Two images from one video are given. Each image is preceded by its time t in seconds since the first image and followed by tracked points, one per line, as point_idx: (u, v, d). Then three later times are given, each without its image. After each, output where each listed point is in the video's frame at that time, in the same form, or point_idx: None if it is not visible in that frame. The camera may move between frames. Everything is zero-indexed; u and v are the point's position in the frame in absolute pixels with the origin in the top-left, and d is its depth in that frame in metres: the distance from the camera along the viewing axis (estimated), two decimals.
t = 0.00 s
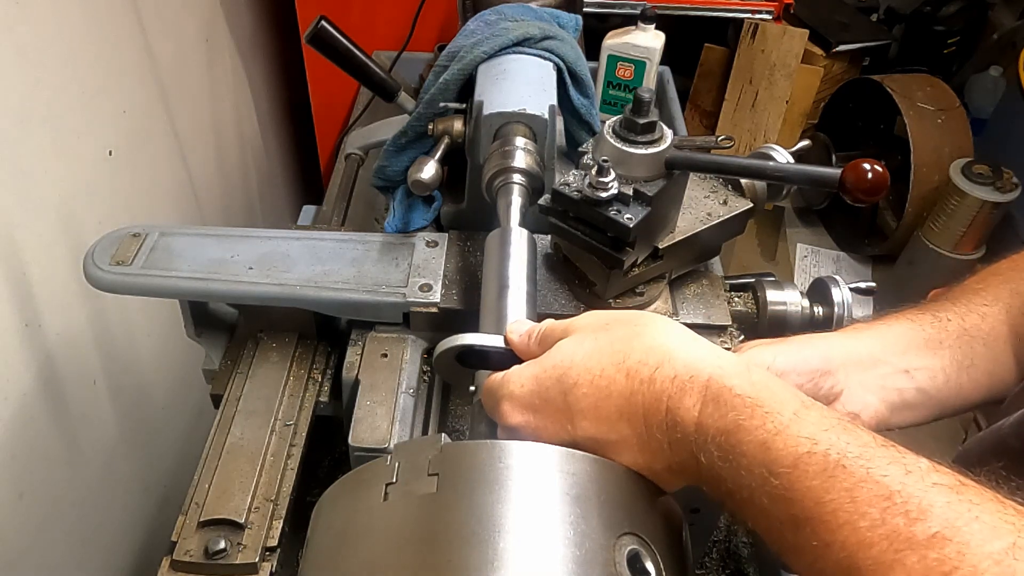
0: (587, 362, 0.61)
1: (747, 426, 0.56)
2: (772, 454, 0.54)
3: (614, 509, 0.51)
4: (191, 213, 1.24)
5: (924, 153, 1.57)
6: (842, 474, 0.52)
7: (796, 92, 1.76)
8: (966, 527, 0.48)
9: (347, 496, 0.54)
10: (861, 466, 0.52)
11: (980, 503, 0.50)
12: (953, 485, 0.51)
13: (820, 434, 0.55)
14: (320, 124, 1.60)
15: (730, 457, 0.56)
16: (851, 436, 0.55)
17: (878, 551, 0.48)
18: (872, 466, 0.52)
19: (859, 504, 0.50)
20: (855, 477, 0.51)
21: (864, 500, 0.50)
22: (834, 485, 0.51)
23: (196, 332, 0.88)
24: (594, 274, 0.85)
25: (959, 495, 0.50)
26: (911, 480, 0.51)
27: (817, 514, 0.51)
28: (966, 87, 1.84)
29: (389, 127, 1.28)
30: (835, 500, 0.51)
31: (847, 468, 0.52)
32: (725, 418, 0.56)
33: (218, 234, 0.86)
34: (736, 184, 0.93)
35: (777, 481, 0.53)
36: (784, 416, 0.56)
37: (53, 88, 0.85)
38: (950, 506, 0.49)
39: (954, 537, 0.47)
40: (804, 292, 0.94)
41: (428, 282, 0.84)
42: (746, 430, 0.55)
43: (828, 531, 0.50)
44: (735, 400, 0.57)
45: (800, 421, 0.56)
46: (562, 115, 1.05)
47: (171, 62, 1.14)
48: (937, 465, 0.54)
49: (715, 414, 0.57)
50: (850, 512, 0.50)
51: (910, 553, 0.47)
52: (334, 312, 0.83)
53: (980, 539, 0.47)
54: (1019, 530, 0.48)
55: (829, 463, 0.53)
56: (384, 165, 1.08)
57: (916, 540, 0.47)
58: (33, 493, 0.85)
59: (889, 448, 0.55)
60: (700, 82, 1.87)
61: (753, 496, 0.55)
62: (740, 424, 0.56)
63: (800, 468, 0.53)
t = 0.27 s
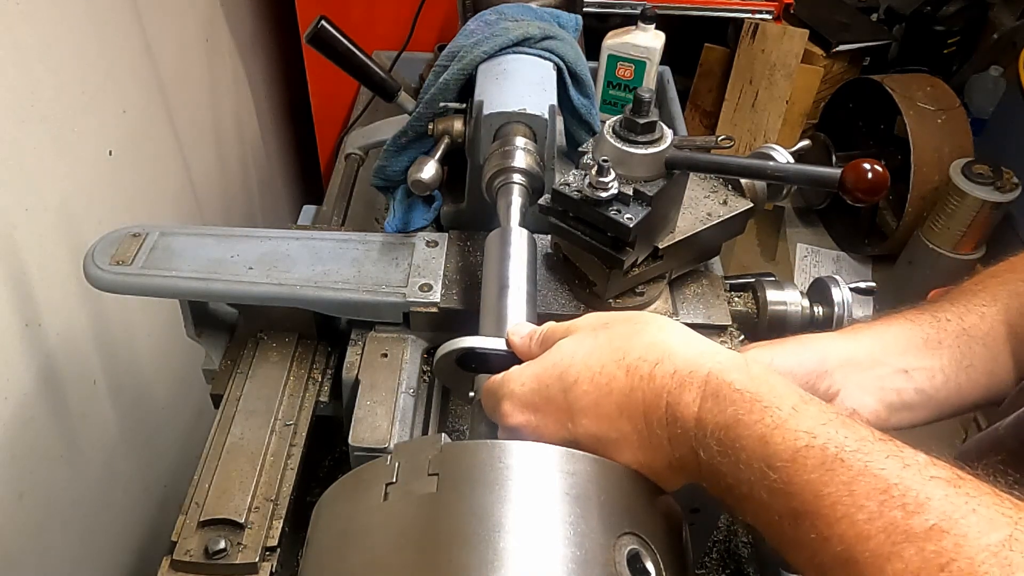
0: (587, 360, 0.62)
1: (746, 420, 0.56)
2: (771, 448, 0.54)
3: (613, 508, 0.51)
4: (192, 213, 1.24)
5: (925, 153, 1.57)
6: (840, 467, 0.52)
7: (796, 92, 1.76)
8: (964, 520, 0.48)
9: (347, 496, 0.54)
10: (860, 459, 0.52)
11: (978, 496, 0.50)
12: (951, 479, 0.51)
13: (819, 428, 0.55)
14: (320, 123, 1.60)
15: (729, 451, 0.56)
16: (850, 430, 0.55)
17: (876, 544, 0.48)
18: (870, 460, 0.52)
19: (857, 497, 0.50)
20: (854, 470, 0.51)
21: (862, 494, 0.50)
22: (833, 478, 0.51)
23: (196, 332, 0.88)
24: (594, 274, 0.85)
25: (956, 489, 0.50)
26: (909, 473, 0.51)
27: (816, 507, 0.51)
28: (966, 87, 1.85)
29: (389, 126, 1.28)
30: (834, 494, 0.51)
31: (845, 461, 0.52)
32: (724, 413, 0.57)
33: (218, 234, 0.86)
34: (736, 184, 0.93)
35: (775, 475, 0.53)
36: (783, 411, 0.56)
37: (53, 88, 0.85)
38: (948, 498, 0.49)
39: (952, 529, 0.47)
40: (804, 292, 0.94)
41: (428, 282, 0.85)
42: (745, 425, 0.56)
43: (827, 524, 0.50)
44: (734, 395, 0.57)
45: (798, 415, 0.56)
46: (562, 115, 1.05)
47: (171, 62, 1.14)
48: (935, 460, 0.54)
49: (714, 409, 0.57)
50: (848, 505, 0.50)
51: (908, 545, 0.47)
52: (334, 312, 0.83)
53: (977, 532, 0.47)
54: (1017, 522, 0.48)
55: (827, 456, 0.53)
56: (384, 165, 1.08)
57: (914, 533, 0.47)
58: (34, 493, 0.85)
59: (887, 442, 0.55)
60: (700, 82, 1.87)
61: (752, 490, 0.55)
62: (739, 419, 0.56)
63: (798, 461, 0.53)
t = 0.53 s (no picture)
0: (594, 357, 0.62)
1: (751, 415, 0.56)
2: (777, 443, 0.54)
3: (614, 508, 0.51)
4: (192, 213, 1.24)
5: (925, 153, 1.57)
6: (846, 462, 0.52)
7: (796, 92, 1.76)
8: (968, 514, 0.48)
9: (347, 497, 0.54)
10: (865, 454, 0.52)
11: (983, 492, 0.50)
12: (955, 474, 0.51)
13: (824, 424, 0.55)
14: (320, 123, 1.60)
15: (735, 447, 0.56)
16: (855, 427, 0.55)
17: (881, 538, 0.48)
18: (875, 455, 0.52)
19: (862, 492, 0.50)
20: (859, 465, 0.51)
21: (867, 489, 0.50)
22: (838, 473, 0.51)
23: (196, 333, 0.88)
24: (594, 274, 0.85)
25: (961, 484, 0.50)
26: (914, 468, 0.51)
27: (822, 502, 0.51)
28: (966, 87, 1.85)
29: (389, 126, 1.28)
30: (839, 488, 0.51)
31: (851, 456, 0.52)
32: (730, 408, 0.57)
33: (218, 234, 0.86)
34: (736, 184, 0.93)
35: (780, 470, 0.53)
36: (788, 406, 0.56)
37: (53, 88, 0.85)
38: (953, 494, 0.49)
39: (957, 523, 0.47)
40: (804, 292, 0.94)
41: (428, 282, 0.85)
42: (751, 420, 0.56)
43: (832, 518, 0.50)
44: (740, 391, 0.57)
45: (804, 411, 0.56)
46: (562, 115, 1.05)
47: (171, 61, 1.14)
48: (940, 456, 0.54)
49: (720, 404, 0.57)
50: (853, 500, 0.50)
51: (913, 540, 0.47)
52: (335, 312, 0.83)
53: (982, 526, 0.47)
54: (1021, 517, 0.48)
55: (833, 452, 0.53)
56: (384, 165, 1.08)
57: (919, 527, 0.47)
58: (34, 493, 0.85)
59: (892, 438, 0.55)
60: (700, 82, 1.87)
61: (757, 485, 0.55)
62: (745, 414, 0.56)
63: (804, 456, 0.53)
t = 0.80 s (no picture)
0: (599, 352, 0.62)
1: (756, 411, 0.56)
2: (781, 439, 0.54)
3: (614, 508, 0.51)
4: (192, 213, 1.24)
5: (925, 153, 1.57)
6: (850, 458, 0.52)
7: (796, 92, 1.76)
8: (972, 510, 0.47)
9: (347, 497, 0.54)
10: (869, 451, 0.52)
11: (986, 489, 0.50)
12: (959, 471, 0.51)
13: (829, 420, 0.55)
14: (320, 124, 1.60)
15: (739, 443, 0.56)
16: (859, 423, 0.55)
17: (884, 534, 0.48)
18: (879, 452, 0.52)
19: (866, 488, 0.50)
20: (863, 461, 0.51)
21: (871, 485, 0.50)
22: (842, 469, 0.51)
23: (196, 333, 0.88)
24: (594, 274, 0.85)
25: (964, 481, 0.50)
26: (918, 465, 0.51)
27: (825, 497, 0.51)
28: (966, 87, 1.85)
29: (389, 126, 1.28)
30: (842, 484, 0.51)
31: (855, 453, 0.52)
32: (735, 403, 0.57)
33: (219, 234, 0.86)
34: (736, 184, 0.93)
35: (784, 466, 0.54)
36: (793, 402, 0.56)
37: (53, 88, 0.85)
38: (956, 490, 0.49)
39: (960, 519, 0.47)
40: (804, 293, 0.94)
41: (428, 282, 0.84)
42: (756, 416, 0.56)
43: (836, 514, 0.50)
44: (745, 386, 0.58)
45: (808, 407, 0.56)
46: (562, 115, 1.05)
47: (171, 61, 1.14)
48: (943, 454, 0.54)
49: (725, 400, 0.57)
50: (857, 496, 0.50)
51: (916, 535, 0.47)
52: (335, 312, 0.83)
53: (985, 522, 0.46)
54: None
55: (837, 448, 0.53)
56: (384, 165, 1.08)
57: (922, 523, 0.47)
58: (34, 493, 0.85)
59: (896, 435, 0.55)
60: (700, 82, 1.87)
61: (762, 480, 0.55)
62: (750, 410, 0.56)
63: (808, 452, 0.53)
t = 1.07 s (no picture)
0: (598, 353, 0.62)
1: (755, 415, 0.56)
2: (779, 443, 0.54)
3: (614, 509, 0.51)
4: (191, 212, 1.24)
5: (925, 153, 1.57)
6: (848, 463, 0.52)
7: (796, 92, 1.76)
8: (970, 517, 0.48)
9: (347, 497, 0.54)
10: (867, 456, 0.52)
11: (984, 496, 0.50)
12: (957, 477, 0.51)
13: (827, 425, 0.55)
14: (320, 124, 1.60)
15: (737, 447, 0.56)
16: (857, 429, 0.55)
17: (882, 540, 0.48)
18: (877, 457, 0.52)
19: (864, 493, 0.50)
20: (861, 466, 0.51)
21: (869, 490, 0.50)
22: (840, 474, 0.51)
23: (196, 333, 0.88)
24: (594, 274, 0.85)
25: (962, 488, 0.50)
26: (916, 471, 0.51)
27: (823, 502, 0.51)
28: (966, 87, 1.85)
29: (389, 126, 1.28)
30: (841, 489, 0.51)
31: (853, 458, 0.52)
32: (733, 407, 0.57)
33: (218, 234, 0.86)
34: (736, 184, 0.93)
35: (782, 470, 0.54)
36: (791, 406, 0.56)
37: (53, 88, 0.85)
38: (953, 497, 0.49)
39: (957, 527, 0.47)
40: (804, 293, 0.94)
41: (428, 282, 0.84)
42: (754, 419, 0.56)
43: (834, 519, 0.50)
44: (743, 390, 0.58)
45: (806, 412, 0.56)
46: (562, 115, 1.05)
47: (171, 61, 1.14)
48: (942, 459, 0.54)
49: (723, 403, 0.57)
50: (855, 501, 0.50)
51: (913, 542, 0.47)
52: (335, 312, 0.83)
53: (983, 530, 0.47)
54: (1021, 522, 0.48)
55: (835, 452, 0.53)
56: (384, 165, 1.08)
57: (920, 529, 0.47)
58: (34, 493, 0.85)
59: (894, 440, 0.55)
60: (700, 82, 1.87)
61: (759, 484, 0.55)
62: (748, 413, 0.56)
63: (806, 456, 0.53)
